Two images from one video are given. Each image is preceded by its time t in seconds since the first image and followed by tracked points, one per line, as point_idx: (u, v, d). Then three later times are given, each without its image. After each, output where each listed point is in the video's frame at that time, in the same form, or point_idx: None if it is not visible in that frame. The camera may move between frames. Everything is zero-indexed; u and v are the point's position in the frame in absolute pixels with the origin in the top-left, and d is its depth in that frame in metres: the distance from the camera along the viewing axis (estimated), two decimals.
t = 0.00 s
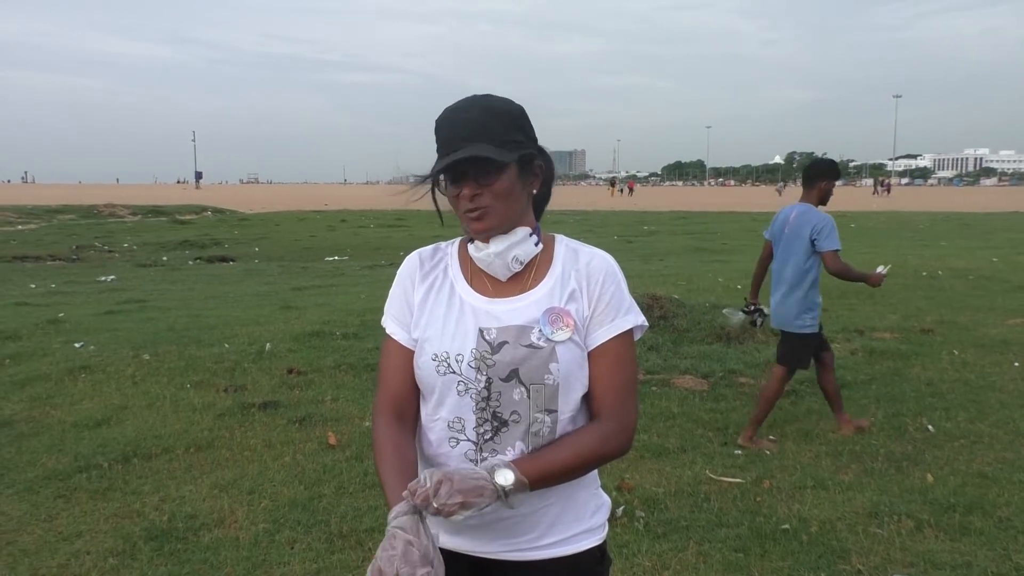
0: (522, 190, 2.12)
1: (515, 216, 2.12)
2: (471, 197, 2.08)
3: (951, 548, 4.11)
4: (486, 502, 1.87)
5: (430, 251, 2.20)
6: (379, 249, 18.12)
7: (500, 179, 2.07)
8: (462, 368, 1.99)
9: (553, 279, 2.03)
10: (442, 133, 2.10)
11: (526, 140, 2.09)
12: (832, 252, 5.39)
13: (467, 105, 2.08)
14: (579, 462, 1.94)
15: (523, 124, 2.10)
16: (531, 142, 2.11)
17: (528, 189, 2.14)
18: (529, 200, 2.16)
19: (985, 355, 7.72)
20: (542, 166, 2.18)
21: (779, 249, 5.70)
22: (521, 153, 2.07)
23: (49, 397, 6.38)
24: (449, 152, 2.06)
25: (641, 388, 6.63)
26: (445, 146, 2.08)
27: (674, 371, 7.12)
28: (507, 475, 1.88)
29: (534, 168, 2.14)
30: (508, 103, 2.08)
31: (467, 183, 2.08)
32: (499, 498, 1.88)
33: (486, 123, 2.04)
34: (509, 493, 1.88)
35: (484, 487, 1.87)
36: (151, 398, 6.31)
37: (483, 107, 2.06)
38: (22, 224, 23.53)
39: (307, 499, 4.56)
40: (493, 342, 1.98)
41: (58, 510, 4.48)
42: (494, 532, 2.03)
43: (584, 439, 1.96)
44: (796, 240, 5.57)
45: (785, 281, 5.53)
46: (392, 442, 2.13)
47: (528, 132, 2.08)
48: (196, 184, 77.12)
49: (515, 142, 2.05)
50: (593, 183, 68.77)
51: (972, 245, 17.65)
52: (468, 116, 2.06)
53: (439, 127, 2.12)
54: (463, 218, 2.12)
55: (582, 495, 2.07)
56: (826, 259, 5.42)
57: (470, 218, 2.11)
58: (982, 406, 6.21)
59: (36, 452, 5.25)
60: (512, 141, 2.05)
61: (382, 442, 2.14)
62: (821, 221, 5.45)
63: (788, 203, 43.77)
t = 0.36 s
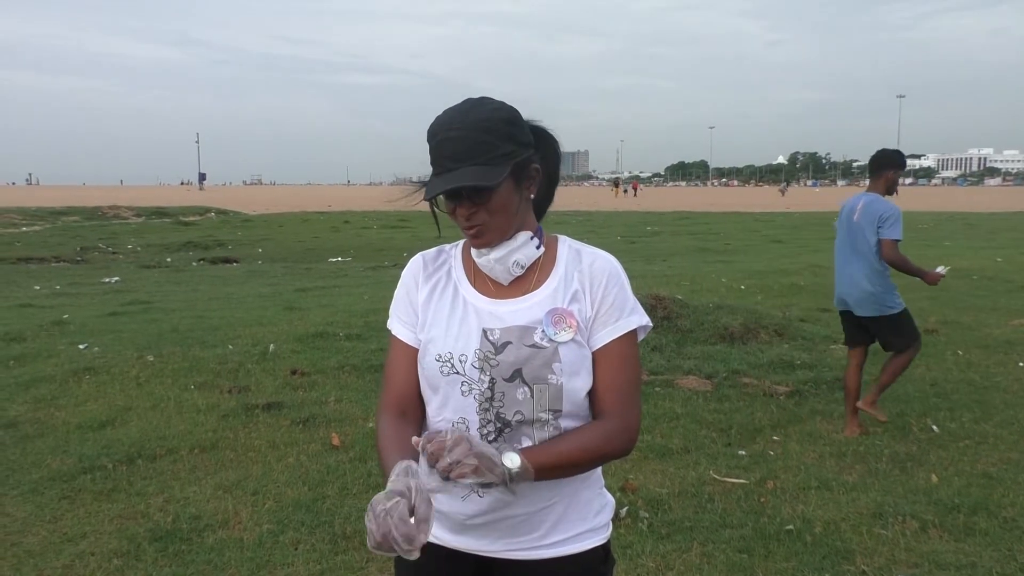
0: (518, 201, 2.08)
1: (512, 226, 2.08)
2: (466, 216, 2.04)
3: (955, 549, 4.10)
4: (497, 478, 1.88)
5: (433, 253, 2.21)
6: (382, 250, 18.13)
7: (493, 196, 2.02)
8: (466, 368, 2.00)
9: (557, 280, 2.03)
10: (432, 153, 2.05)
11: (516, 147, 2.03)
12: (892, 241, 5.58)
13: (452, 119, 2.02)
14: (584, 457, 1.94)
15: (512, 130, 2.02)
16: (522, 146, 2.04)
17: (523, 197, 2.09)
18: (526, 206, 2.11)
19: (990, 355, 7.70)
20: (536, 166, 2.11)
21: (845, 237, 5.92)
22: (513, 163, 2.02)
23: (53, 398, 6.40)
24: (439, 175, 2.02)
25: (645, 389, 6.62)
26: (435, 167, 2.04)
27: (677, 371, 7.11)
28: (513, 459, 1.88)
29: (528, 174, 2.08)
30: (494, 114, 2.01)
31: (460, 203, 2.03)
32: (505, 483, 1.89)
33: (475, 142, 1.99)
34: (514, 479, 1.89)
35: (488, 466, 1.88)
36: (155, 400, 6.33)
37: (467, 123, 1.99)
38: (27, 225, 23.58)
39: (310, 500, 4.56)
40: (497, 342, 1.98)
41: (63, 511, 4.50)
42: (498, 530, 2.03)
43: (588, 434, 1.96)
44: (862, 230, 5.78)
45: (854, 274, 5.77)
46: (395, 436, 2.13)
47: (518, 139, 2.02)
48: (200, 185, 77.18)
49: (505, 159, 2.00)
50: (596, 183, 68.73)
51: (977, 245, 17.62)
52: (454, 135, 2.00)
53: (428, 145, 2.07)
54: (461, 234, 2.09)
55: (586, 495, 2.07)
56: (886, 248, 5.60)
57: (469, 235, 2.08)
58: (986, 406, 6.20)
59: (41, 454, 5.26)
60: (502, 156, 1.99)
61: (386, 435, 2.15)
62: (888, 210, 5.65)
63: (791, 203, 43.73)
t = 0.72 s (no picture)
0: (523, 192, 2.12)
1: (517, 217, 2.12)
2: (473, 198, 2.08)
3: (957, 551, 4.10)
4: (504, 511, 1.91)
5: (433, 254, 2.21)
6: (385, 250, 18.15)
7: (499, 180, 2.07)
8: (467, 372, 1.99)
9: (558, 282, 2.02)
10: (441, 137, 2.11)
11: (526, 138, 2.10)
12: (962, 249, 5.65)
13: (464, 108, 2.09)
14: (586, 463, 1.96)
15: (523, 123, 2.10)
16: (531, 140, 2.12)
17: (529, 190, 2.14)
18: (530, 202, 2.15)
19: (993, 357, 7.69)
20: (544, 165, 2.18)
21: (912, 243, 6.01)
22: (522, 153, 2.08)
23: (56, 398, 6.41)
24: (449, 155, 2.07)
25: (648, 390, 6.62)
26: (444, 149, 2.09)
27: (680, 372, 7.11)
28: (517, 484, 1.90)
29: (534, 168, 2.13)
30: (505, 105, 2.08)
31: (468, 185, 2.08)
32: (511, 507, 1.91)
33: (486, 127, 2.05)
34: (519, 502, 1.91)
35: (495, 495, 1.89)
36: (157, 400, 6.33)
37: (478, 109, 2.07)
38: (30, 225, 23.60)
39: (312, 500, 4.56)
40: (498, 346, 1.98)
41: (65, 511, 4.50)
42: (499, 532, 2.03)
43: (590, 439, 1.97)
44: (932, 236, 5.85)
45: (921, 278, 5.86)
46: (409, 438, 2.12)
47: (528, 131, 2.09)
48: (203, 186, 77.26)
49: (513, 146, 2.05)
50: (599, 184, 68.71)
51: (981, 247, 17.59)
52: (464, 120, 2.07)
53: (437, 133, 2.13)
54: (465, 221, 2.12)
55: (587, 496, 2.07)
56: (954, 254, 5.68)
57: (473, 221, 2.11)
58: (989, 409, 6.18)
59: (43, 453, 5.26)
60: (510, 142, 2.05)
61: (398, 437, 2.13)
62: (961, 218, 5.73)
63: (794, 205, 43.71)
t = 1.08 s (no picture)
0: (530, 186, 2.15)
1: (524, 210, 2.14)
2: (483, 187, 2.10)
3: (961, 551, 4.09)
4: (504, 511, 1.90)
5: (433, 254, 2.21)
6: (387, 250, 18.14)
7: (512, 171, 2.09)
8: (468, 373, 1.99)
9: (559, 282, 2.02)
10: (451, 126, 2.12)
11: (534, 134, 2.14)
12: None
13: (473, 101, 2.12)
14: (587, 465, 1.96)
15: (530, 120, 2.14)
16: (538, 137, 2.16)
17: (535, 186, 2.18)
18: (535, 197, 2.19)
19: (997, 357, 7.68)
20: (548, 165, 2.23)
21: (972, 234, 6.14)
22: (532, 147, 2.11)
23: (59, 399, 6.42)
24: (460, 142, 2.08)
25: (650, 390, 6.61)
26: (454, 138, 2.10)
27: (682, 372, 7.11)
28: (515, 483, 1.90)
29: (540, 165, 2.17)
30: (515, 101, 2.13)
31: (478, 173, 2.09)
32: (511, 506, 1.91)
33: (498, 116, 2.08)
34: (518, 501, 1.90)
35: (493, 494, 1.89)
36: (160, 400, 6.33)
37: (491, 101, 2.09)
38: (33, 226, 23.63)
39: (315, 501, 4.56)
40: (499, 347, 1.97)
41: (68, 511, 4.50)
42: (500, 532, 2.03)
43: (591, 442, 1.98)
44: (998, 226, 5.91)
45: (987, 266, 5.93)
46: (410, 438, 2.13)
47: (536, 127, 2.13)
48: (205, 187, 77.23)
49: (527, 140, 2.09)
50: (601, 184, 68.66)
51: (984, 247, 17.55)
52: (477, 111, 2.08)
53: (446, 122, 2.14)
54: (474, 211, 2.13)
55: (589, 496, 2.07)
56: None
57: (482, 211, 2.12)
58: (992, 409, 6.17)
59: (46, 454, 5.27)
60: (524, 135, 2.09)
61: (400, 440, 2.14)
62: None
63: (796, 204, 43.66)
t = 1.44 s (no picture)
0: (536, 187, 2.16)
1: (530, 210, 2.15)
2: (493, 179, 2.09)
3: (964, 551, 4.08)
4: (519, 510, 1.91)
5: (433, 255, 2.20)
6: (389, 252, 18.15)
7: (522, 167, 2.10)
8: (468, 375, 1.99)
9: (558, 283, 2.02)
10: (464, 119, 2.12)
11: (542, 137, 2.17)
12: None
13: (486, 98, 2.14)
14: (593, 466, 1.96)
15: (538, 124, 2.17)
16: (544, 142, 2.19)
17: (541, 188, 2.19)
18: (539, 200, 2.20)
19: (999, 356, 7.67)
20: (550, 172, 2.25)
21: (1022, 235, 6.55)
22: (540, 147, 2.14)
23: (61, 401, 6.42)
24: (474, 132, 2.08)
25: (651, 391, 6.61)
26: (468, 128, 2.10)
27: (684, 373, 7.10)
28: (529, 482, 1.89)
29: (545, 170, 2.20)
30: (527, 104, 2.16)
31: (490, 164, 2.09)
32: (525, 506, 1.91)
33: (512, 112, 2.10)
34: (532, 501, 1.91)
35: (508, 496, 1.89)
36: (162, 403, 6.33)
37: (506, 98, 2.12)
38: (36, 229, 23.68)
39: (317, 503, 4.56)
40: (499, 349, 1.97)
41: (70, 514, 4.50)
42: (502, 534, 2.03)
43: (598, 441, 1.98)
44: None
45: None
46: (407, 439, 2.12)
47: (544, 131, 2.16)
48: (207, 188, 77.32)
49: (539, 139, 2.11)
50: (603, 185, 68.62)
51: (986, 246, 17.53)
52: (491, 106, 2.10)
53: (457, 115, 2.15)
54: (481, 205, 2.13)
55: (590, 497, 2.07)
56: None
57: (490, 204, 2.11)
58: (994, 408, 6.16)
59: (47, 457, 5.27)
60: (537, 134, 2.11)
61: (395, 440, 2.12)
62: None
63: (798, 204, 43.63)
